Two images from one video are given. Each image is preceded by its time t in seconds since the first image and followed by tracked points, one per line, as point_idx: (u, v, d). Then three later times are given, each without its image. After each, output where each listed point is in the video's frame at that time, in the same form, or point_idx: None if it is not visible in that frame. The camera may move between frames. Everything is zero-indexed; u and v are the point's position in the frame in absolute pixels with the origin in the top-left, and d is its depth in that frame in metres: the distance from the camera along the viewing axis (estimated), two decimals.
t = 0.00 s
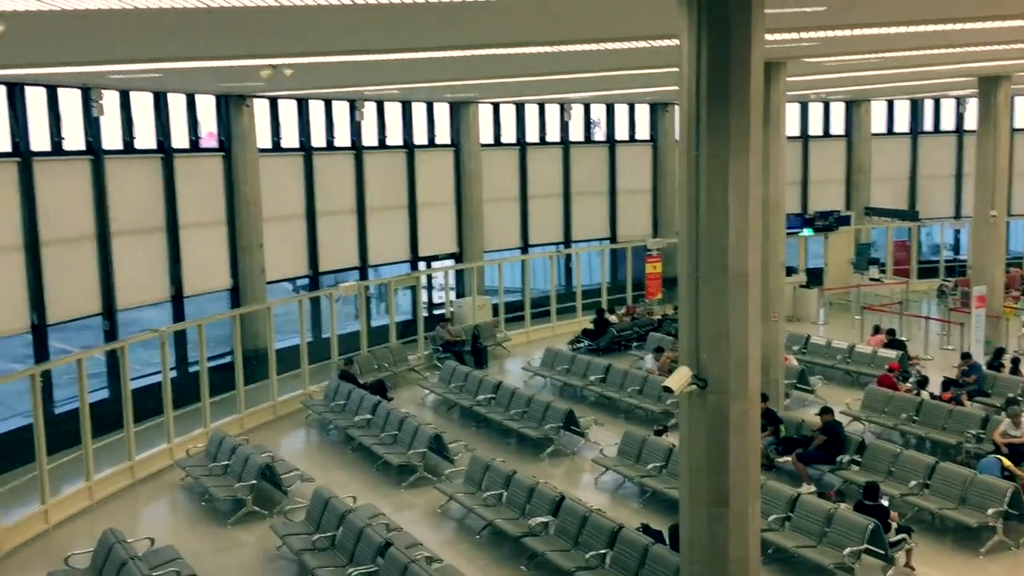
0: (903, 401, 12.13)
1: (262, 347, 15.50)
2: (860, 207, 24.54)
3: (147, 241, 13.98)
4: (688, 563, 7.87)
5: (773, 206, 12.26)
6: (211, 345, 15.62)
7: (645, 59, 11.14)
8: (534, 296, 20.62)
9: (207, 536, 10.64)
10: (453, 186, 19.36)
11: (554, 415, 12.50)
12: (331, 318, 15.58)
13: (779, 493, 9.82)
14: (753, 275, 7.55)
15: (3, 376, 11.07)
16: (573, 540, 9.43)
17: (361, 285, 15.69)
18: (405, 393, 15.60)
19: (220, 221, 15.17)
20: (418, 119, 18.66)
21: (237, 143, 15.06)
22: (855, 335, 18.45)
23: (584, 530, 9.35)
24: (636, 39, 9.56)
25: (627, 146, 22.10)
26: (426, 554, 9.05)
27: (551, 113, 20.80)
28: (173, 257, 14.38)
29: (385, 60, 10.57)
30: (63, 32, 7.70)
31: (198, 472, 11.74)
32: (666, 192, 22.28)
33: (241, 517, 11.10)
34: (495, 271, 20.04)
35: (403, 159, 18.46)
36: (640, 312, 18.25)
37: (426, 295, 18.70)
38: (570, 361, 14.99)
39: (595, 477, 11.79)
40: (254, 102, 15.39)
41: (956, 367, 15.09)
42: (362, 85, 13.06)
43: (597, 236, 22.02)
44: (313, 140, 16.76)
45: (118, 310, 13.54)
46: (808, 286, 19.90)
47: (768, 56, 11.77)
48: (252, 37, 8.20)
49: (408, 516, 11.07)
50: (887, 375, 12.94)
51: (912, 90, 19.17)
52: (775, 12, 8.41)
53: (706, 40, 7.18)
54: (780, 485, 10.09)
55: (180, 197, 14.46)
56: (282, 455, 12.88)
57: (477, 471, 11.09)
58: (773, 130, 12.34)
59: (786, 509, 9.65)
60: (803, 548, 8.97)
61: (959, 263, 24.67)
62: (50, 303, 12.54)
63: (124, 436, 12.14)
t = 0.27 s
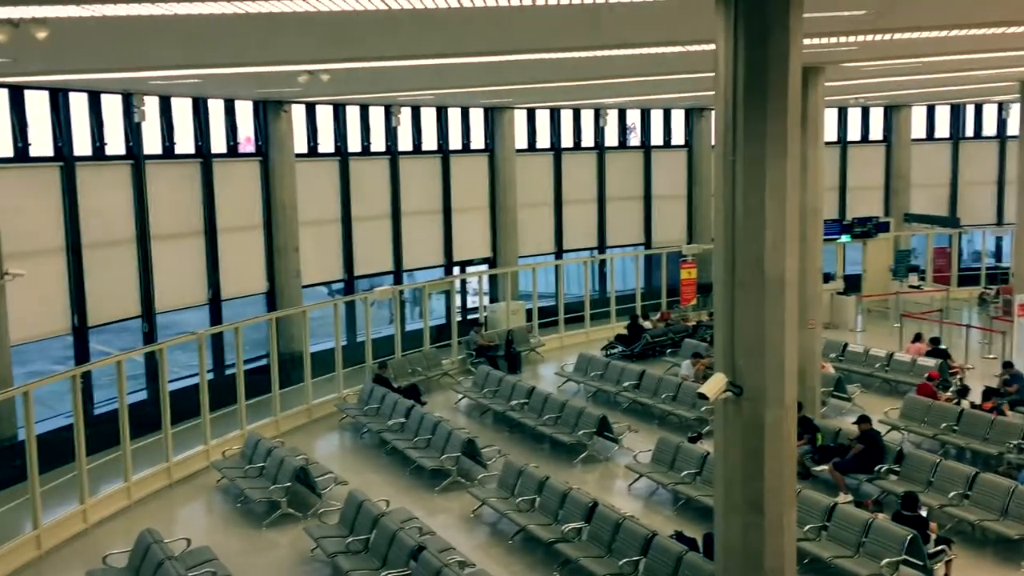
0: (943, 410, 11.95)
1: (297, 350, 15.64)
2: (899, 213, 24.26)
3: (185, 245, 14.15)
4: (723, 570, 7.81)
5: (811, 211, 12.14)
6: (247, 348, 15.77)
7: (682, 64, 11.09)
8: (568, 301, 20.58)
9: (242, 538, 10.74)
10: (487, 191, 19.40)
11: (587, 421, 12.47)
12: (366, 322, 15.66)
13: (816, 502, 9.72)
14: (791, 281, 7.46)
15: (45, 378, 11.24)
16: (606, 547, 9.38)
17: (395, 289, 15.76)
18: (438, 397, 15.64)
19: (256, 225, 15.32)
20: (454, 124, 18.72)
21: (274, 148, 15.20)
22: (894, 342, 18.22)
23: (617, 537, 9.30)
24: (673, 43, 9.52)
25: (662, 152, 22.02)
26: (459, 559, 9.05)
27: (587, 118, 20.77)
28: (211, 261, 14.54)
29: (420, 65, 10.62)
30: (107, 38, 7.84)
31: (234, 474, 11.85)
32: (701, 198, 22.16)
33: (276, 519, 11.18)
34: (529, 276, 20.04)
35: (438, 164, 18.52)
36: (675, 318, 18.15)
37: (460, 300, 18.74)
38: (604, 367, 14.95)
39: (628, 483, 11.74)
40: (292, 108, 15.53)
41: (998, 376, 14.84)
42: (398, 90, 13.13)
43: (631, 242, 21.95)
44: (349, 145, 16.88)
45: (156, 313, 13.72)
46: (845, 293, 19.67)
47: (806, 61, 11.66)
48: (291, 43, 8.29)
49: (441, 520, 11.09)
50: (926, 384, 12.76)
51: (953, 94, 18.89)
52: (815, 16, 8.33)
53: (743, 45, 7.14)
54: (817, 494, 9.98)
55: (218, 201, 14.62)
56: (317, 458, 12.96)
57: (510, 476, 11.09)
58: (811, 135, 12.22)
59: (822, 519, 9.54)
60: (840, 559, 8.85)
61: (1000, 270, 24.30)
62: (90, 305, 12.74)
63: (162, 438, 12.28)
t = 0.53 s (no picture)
0: (970, 408, 11.83)
1: (322, 344, 15.74)
2: (928, 210, 24.04)
3: (211, 238, 14.26)
4: (747, 568, 7.78)
5: (838, 208, 12.05)
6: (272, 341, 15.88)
7: (709, 59, 11.03)
8: (591, 297, 20.54)
9: (267, 529, 10.82)
10: (512, 186, 19.40)
11: (610, 417, 12.45)
12: (390, 316, 15.72)
13: (841, 500, 9.66)
14: (817, 278, 7.41)
15: (74, 369, 11.37)
16: (629, 542, 9.37)
17: (419, 283, 15.80)
18: (462, 391, 15.67)
19: (282, 219, 15.41)
20: (479, 119, 18.73)
21: (300, 143, 15.27)
22: (921, 340, 18.06)
23: (640, 533, 9.28)
24: (700, 38, 9.47)
25: (688, 147, 21.91)
26: (482, 552, 9.07)
27: (612, 113, 20.72)
28: (237, 254, 14.64)
29: (446, 60, 10.63)
30: (136, 32, 7.91)
31: (259, 466, 11.94)
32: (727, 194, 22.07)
33: (300, 510, 11.25)
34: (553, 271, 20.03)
35: (463, 158, 18.54)
36: (699, 314, 18.07)
37: (484, 294, 18.75)
38: (627, 362, 14.93)
39: (651, 479, 11.72)
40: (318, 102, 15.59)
41: None
42: (423, 85, 13.15)
43: (656, 237, 21.89)
44: (374, 139, 16.93)
45: (183, 305, 13.84)
46: (872, 290, 19.52)
47: (835, 56, 11.57)
48: (317, 37, 8.33)
49: (464, 514, 11.11)
50: (954, 382, 12.64)
51: (984, 90, 18.66)
52: (844, 11, 8.25)
53: (771, 41, 7.08)
54: (842, 492, 9.92)
55: (244, 195, 14.71)
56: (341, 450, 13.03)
57: (533, 471, 11.10)
58: (839, 131, 12.12)
59: (847, 517, 9.48)
60: (865, 557, 8.79)
61: None
62: (117, 297, 12.88)
63: (188, 429, 12.39)
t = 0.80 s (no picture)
0: (1001, 414, 11.70)
1: (347, 345, 15.93)
2: (958, 212, 23.82)
3: (238, 240, 14.37)
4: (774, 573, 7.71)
5: (866, 210, 11.95)
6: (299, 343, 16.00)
7: (737, 61, 10.98)
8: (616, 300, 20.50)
9: (292, 529, 10.88)
10: (537, 188, 19.40)
11: (635, 420, 12.42)
12: (415, 317, 15.77)
13: (868, 505, 9.58)
14: (845, 280, 7.35)
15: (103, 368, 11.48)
16: (654, 546, 9.34)
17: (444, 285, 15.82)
18: (486, 393, 15.68)
19: (308, 221, 15.50)
20: (504, 121, 18.75)
21: (326, 145, 15.35)
22: (951, 344, 17.88)
23: (665, 537, 9.25)
24: (727, 40, 9.43)
25: (714, 149, 21.81)
26: (506, 555, 9.07)
27: (637, 115, 20.67)
28: (263, 256, 14.75)
29: (471, 63, 10.65)
30: (166, 36, 7.99)
31: (285, 466, 12.01)
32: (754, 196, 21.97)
33: (325, 511, 11.30)
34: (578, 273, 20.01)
35: (488, 160, 18.57)
36: (725, 316, 17.98)
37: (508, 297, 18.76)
38: (652, 365, 14.90)
39: (676, 483, 11.67)
40: (344, 104, 15.67)
41: None
42: (449, 87, 13.17)
43: (682, 240, 21.80)
44: (399, 142, 17.00)
45: (210, 306, 13.96)
46: (900, 294, 19.35)
47: (863, 57, 11.47)
48: (343, 41, 8.37)
49: (488, 516, 11.11)
50: (984, 387, 12.50)
51: (1015, 91, 18.45)
52: (872, 12, 8.19)
53: (798, 42, 7.01)
54: (870, 497, 9.84)
55: (271, 197, 14.82)
56: (365, 452, 13.07)
57: (558, 474, 11.09)
58: (867, 132, 12.02)
59: (874, 522, 9.40)
60: (893, 564, 8.69)
61: None
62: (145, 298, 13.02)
63: (215, 430, 12.49)
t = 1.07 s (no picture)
0: None
1: (375, 349, 15.96)
2: (991, 217, 23.54)
3: (267, 245, 14.49)
4: None
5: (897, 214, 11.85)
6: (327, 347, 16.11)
7: (767, 64, 10.92)
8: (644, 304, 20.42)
9: (320, 532, 10.94)
10: (564, 193, 19.39)
11: (663, 425, 12.38)
12: (442, 322, 15.82)
13: (900, 513, 9.48)
14: (877, 286, 7.28)
15: (134, 372, 11.59)
16: (682, 552, 9.29)
17: (472, 290, 15.89)
18: (513, 398, 15.68)
19: (337, 226, 15.59)
20: (531, 126, 18.76)
21: (354, 150, 15.42)
22: (984, 350, 17.66)
23: (693, 543, 9.21)
24: (757, 44, 9.39)
25: (742, 153, 21.70)
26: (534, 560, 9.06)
27: (665, 120, 20.61)
28: (292, 261, 14.87)
29: (498, 68, 10.67)
30: (198, 44, 8.08)
31: (313, 470, 12.08)
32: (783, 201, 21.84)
33: (353, 515, 11.35)
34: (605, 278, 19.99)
35: (515, 165, 18.59)
36: (754, 322, 17.88)
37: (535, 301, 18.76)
38: (680, 370, 14.86)
39: (705, 489, 11.60)
40: (372, 110, 15.74)
41: None
42: (476, 92, 13.20)
43: (710, 244, 21.70)
44: (427, 146, 17.06)
45: (240, 310, 14.08)
46: (933, 299, 19.15)
47: (894, 61, 11.38)
48: (372, 47, 8.43)
49: (515, 521, 11.10)
50: (1018, 394, 12.34)
51: None
52: (902, 15, 8.13)
53: (829, 46, 6.98)
54: (901, 505, 9.73)
55: (300, 202, 14.92)
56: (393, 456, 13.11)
57: (585, 479, 11.08)
58: (898, 135, 11.90)
59: (906, 530, 9.30)
60: (926, 571, 8.51)
61: None
62: (175, 302, 13.15)
63: (245, 433, 12.59)
